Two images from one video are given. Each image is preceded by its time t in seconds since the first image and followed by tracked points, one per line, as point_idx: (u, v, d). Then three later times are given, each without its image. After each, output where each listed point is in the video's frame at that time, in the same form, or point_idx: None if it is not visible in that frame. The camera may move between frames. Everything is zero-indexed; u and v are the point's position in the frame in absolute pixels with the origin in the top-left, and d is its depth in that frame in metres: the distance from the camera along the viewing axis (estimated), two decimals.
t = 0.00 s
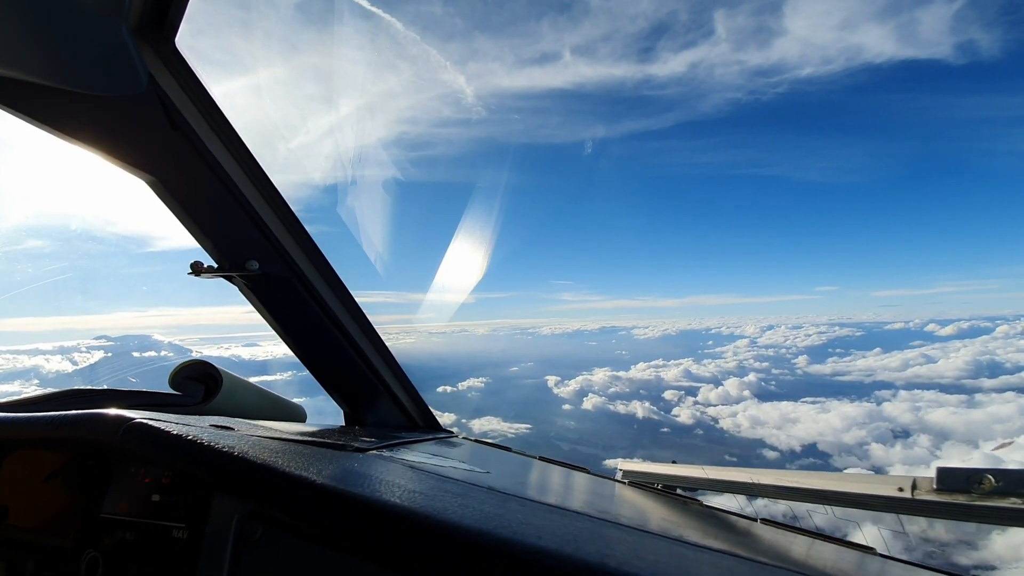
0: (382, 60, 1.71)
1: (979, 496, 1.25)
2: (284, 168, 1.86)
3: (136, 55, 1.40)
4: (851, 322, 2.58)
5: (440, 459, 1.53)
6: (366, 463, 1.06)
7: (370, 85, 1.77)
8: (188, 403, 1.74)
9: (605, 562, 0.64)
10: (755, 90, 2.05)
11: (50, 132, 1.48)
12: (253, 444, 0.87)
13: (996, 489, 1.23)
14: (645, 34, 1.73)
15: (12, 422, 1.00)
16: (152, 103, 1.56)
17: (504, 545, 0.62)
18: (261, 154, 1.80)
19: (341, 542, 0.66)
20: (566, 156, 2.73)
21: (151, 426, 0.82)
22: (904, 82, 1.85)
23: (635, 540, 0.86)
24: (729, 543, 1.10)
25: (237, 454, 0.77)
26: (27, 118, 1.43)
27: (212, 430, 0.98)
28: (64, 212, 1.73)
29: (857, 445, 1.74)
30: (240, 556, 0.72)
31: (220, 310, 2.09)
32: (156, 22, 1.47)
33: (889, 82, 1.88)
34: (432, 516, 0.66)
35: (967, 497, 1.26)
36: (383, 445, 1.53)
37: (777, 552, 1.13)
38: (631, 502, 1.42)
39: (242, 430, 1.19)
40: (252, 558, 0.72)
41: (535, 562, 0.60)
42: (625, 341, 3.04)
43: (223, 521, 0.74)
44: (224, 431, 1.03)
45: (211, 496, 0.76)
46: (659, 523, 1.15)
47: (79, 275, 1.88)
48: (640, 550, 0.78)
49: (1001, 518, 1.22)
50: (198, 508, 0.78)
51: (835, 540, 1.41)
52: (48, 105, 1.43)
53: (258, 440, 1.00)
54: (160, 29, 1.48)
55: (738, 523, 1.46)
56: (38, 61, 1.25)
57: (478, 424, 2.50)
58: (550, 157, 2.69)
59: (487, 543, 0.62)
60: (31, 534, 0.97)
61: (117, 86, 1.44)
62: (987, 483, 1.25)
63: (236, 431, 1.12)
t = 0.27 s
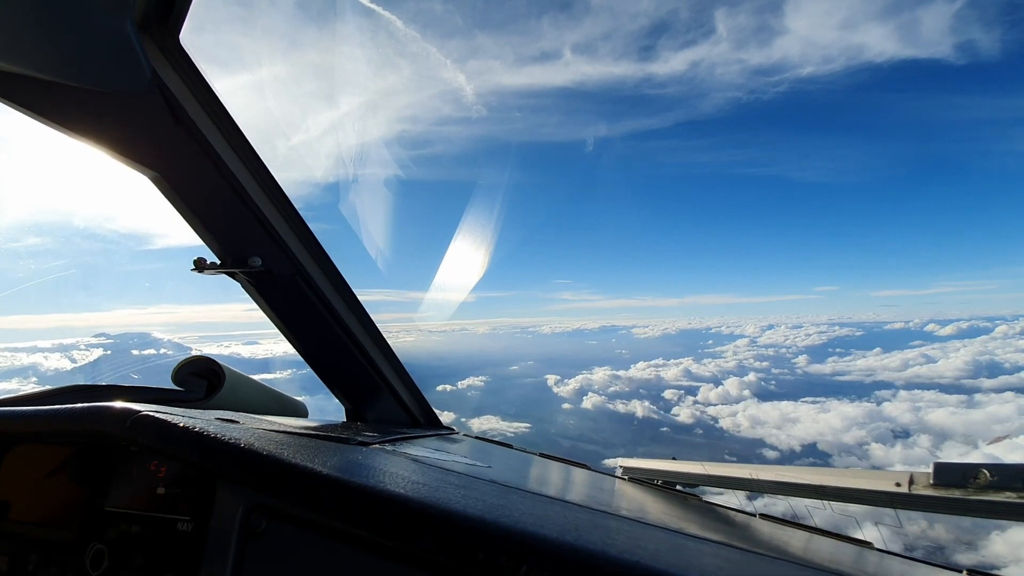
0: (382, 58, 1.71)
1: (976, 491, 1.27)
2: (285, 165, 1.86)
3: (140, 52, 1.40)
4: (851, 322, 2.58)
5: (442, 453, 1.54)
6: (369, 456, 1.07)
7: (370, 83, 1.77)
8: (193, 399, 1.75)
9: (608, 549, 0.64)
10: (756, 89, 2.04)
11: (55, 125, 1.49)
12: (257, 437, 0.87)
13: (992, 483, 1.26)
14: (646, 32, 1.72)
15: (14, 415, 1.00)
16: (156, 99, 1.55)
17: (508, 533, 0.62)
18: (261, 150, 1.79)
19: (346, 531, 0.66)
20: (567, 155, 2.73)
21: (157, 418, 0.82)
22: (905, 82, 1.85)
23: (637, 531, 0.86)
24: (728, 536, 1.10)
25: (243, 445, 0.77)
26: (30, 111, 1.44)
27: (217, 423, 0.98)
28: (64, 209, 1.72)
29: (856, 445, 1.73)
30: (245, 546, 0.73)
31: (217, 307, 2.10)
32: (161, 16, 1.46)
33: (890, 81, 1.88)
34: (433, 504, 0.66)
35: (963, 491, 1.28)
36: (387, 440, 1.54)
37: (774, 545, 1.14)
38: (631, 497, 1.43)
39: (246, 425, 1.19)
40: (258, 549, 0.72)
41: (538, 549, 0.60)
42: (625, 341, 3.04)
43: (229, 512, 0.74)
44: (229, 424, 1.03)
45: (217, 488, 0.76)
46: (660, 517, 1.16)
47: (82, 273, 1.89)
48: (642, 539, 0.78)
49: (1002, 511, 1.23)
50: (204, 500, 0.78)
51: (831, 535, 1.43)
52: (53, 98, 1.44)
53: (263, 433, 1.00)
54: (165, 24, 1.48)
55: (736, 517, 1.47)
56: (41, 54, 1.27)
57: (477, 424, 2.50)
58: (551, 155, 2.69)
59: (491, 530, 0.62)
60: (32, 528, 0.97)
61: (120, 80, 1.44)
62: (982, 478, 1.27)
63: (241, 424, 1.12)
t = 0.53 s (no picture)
0: (383, 55, 1.71)
1: (969, 494, 1.27)
2: (285, 163, 1.85)
3: (140, 54, 1.39)
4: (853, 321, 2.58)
5: (440, 455, 1.54)
6: (366, 460, 1.06)
7: (371, 80, 1.77)
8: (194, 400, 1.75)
9: (599, 556, 0.64)
10: (758, 86, 2.03)
11: (54, 128, 1.49)
12: (255, 441, 0.87)
13: (985, 487, 1.26)
14: (648, 29, 1.72)
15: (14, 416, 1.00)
16: (156, 101, 1.55)
17: (500, 540, 0.62)
18: (260, 147, 1.78)
19: (342, 537, 0.66)
20: (569, 152, 2.72)
21: (156, 423, 0.82)
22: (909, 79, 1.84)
23: (631, 537, 0.86)
24: (727, 540, 1.10)
25: (240, 450, 0.77)
26: (29, 115, 1.44)
27: (215, 426, 0.98)
28: (66, 206, 1.72)
29: (858, 445, 1.75)
30: (243, 550, 0.73)
31: (218, 304, 2.09)
32: (162, 20, 1.46)
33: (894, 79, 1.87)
34: (428, 511, 0.66)
35: (957, 495, 1.28)
36: (384, 442, 1.54)
37: (770, 548, 1.14)
38: (631, 500, 1.43)
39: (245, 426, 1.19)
40: (256, 552, 0.72)
41: (531, 555, 0.60)
42: (626, 339, 3.03)
43: (227, 516, 0.74)
44: (227, 427, 1.03)
45: (215, 492, 0.76)
46: (656, 520, 1.15)
47: (84, 273, 1.90)
48: (635, 545, 0.78)
49: (996, 514, 1.24)
50: (203, 503, 0.78)
51: (826, 536, 1.44)
52: (52, 101, 1.43)
53: (261, 436, 1.00)
54: (166, 27, 1.47)
55: (735, 521, 1.46)
56: (39, 59, 1.26)
57: (477, 421, 2.49)
58: (552, 153, 2.68)
59: (485, 538, 0.62)
60: (32, 526, 0.97)
61: (121, 83, 1.44)
62: (976, 481, 1.27)
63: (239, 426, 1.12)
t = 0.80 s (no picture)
0: (386, 51, 1.70)
1: (971, 492, 1.26)
2: (289, 160, 1.86)
3: (147, 54, 1.40)
4: (857, 319, 2.56)
5: (443, 451, 1.54)
6: (370, 454, 1.07)
7: (374, 77, 1.76)
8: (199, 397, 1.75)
9: (602, 549, 0.64)
10: (763, 82, 2.02)
11: (60, 127, 1.48)
12: (262, 436, 0.87)
13: (988, 485, 1.25)
14: (653, 25, 1.71)
15: (19, 412, 1.00)
16: (162, 99, 1.56)
17: (504, 533, 0.62)
18: (265, 146, 1.79)
19: (348, 531, 0.66)
20: (573, 150, 2.72)
21: (164, 417, 0.82)
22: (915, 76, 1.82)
23: (635, 531, 0.86)
24: (729, 536, 1.10)
25: (247, 444, 0.77)
26: (33, 112, 1.42)
27: (221, 420, 0.99)
28: (72, 203, 1.73)
29: (863, 444, 1.73)
30: (250, 544, 0.73)
31: (223, 302, 2.08)
32: (166, 19, 1.47)
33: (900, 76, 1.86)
34: (433, 504, 0.66)
35: (959, 493, 1.28)
36: (388, 438, 1.54)
37: (772, 544, 1.14)
38: (633, 497, 1.43)
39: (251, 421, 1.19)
40: (262, 546, 0.72)
41: (536, 547, 0.60)
42: (629, 337, 3.03)
43: (234, 510, 0.74)
44: (234, 421, 1.03)
45: (223, 486, 0.76)
46: (659, 516, 1.15)
47: (90, 270, 1.91)
48: (638, 539, 0.78)
49: (999, 513, 1.24)
50: (210, 497, 0.79)
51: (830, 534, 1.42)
52: (57, 102, 1.42)
53: (267, 430, 1.00)
54: (171, 26, 1.49)
55: (737, 517, 1.46)
56: (52, 64, 1.26)
57: (481, 419, 2.49)
58: (556, 150, 2.67)
59: (489, 530, 0.62)
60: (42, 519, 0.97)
61: (129, 86, 1.45)
62: (978, 479, 1.27)
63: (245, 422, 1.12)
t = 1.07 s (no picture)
0: (389, 50, 1.70)
1: (975, 497, 1.27)
2: (291, 160, 1.86)
3: (152, 57, 1.41)
4: (863, 318, 2.54)
5: (446, 454, 1.53)
6: (373, 457, 1.07)
7: (377, 75, 1.76)
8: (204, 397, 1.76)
9: (604, 556, 0.63)
10: (768, 80, 2.01)
11: (66, 130, 1.48)
12: (266, 438, 0.88)
13: (993, 490, 1.25)
14: (656, 22, 1.70)
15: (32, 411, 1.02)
16: (168, 101, 1.56)
17: (505, 540, 0.61)
18: (268, 146, 1.79)
19: (349, 535, 0.66)
20: (576, 149, 2.71)
21: (169, 419, 0.83)
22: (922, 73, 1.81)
23: (637, 537, 0.85)
24: (732, 542, 1.08)
25: (251, 448, 0.77)
26: (39, 113, 1.42)
27: (226, 423, 0.99)
28: (78, 203, 1.73)
29: (868, 445, 1.72)
30: (252, 547, 0.73)
31: (230, 300, 2.08)
32: (173, 22, 1.48)
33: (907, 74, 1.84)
34: (434, 509, 0.66)
35: (963, 497, 1.27)
36: (391, 440, 1.54)
37: (774, 549, 1.13)
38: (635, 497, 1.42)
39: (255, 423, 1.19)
40: (265, 549, 0.73)
41: (537, 553, 0.59)
42: (633, 336, 3.03)
43: (237, 513, 0.74)
44: (238, 424, 1.03)
45: (226, 488, 0.77)
46: (662, 520, 1.15)
47: (97, 270, 1.92)
48: (639, 545, 0.78)
49: (1003, 515, 1.23)
50: (214, 499, 0.79)
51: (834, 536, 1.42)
52: (64, 105, 1.42)
53: (271, 433, 1.00)
54: (177, 29, 1.49)
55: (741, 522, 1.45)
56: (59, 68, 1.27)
57: (483, 418, 2.49)
58: (559, 149, 2.67)
59: (490, 536, 0.62)
60: (47, 519, 0.96)
61: (134, 88, 1.45)
62: (983, 484, 1.27)
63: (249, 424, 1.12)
